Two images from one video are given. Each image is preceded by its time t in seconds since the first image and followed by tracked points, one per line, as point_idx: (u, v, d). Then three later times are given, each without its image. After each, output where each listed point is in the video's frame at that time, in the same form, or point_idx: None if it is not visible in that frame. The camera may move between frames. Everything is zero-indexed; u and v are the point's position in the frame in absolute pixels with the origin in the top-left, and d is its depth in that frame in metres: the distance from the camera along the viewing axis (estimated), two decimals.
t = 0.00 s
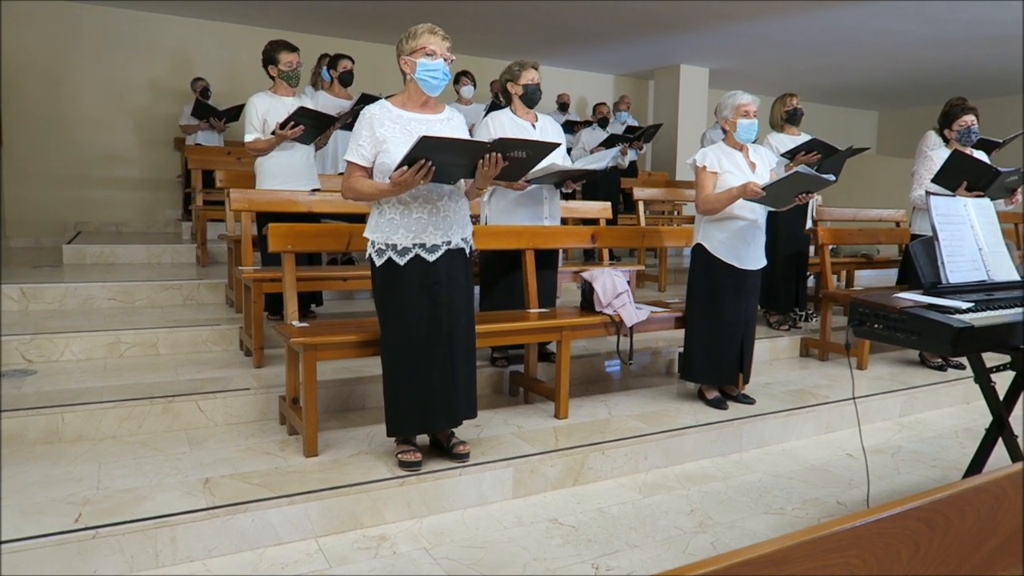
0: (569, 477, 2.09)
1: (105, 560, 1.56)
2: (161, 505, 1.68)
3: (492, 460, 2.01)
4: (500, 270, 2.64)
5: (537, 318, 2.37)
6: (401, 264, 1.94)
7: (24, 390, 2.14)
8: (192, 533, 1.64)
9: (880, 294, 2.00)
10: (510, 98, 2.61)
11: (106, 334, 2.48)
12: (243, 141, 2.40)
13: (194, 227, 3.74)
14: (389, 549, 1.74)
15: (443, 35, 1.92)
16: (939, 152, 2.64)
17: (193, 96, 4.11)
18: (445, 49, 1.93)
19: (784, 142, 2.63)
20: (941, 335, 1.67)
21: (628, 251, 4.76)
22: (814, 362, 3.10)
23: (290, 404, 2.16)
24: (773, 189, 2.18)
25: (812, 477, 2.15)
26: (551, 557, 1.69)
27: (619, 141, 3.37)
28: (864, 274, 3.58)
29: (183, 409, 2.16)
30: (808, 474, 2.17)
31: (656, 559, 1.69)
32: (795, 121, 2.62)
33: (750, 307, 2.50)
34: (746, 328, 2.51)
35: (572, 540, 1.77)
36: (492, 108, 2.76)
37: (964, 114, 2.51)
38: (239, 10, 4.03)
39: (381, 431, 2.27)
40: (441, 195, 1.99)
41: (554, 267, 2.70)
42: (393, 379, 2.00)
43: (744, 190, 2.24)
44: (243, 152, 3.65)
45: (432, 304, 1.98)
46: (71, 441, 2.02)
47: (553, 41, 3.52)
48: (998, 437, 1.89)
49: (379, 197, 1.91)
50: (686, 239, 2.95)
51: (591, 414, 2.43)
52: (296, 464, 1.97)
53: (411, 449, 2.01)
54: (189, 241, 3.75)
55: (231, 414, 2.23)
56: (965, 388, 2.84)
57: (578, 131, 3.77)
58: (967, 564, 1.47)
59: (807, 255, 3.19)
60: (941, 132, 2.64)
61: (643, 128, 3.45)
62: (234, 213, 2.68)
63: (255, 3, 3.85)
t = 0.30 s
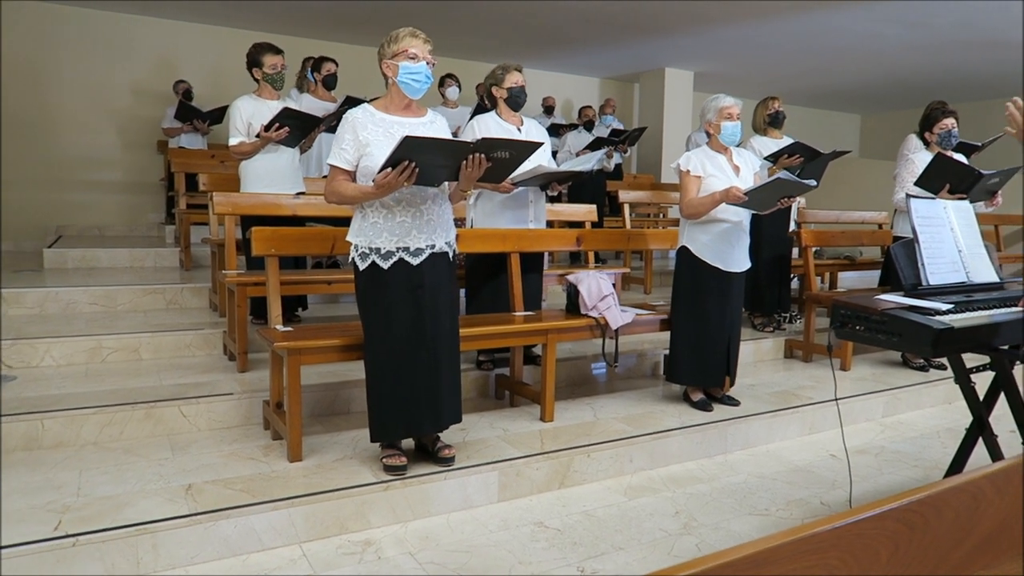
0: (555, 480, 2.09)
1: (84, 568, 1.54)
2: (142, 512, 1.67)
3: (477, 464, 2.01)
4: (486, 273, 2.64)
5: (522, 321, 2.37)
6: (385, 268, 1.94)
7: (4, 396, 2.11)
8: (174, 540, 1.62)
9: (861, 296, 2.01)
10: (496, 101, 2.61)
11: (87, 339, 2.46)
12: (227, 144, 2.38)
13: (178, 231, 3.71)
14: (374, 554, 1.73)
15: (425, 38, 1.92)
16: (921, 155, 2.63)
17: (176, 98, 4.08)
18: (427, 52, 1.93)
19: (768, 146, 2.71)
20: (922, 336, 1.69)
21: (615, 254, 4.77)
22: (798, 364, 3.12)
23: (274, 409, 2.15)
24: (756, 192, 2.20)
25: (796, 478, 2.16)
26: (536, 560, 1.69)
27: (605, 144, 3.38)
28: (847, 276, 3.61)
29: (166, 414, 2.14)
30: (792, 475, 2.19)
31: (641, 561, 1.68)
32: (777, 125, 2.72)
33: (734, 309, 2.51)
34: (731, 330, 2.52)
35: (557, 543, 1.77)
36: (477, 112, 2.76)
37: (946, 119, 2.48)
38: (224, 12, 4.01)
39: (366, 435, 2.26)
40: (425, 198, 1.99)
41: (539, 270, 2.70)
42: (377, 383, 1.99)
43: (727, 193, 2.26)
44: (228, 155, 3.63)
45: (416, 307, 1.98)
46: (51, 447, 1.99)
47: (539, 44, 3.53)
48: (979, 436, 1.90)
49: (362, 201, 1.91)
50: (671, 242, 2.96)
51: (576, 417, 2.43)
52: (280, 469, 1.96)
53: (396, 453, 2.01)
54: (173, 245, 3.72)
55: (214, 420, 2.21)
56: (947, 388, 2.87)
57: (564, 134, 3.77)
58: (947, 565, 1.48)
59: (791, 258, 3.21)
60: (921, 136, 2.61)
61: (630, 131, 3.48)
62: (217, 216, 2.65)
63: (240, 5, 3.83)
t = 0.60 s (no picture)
0: (532, 483, 2.09)
1: None
2: (113, 519, 1.64)
3: (454, 468, 2.00)
4: (463, 276, 2.64)
5: (500, 324, 2.37)
6: (359, 271, 1.93)
7: None
8: (146, 547, 1.60)
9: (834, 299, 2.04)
10: (473, 105, 2.62)
11: (58, 344, 2.41)
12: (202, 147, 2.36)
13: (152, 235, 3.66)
14: (350, 560, 1.72)
15: (398, 42, 1.92)
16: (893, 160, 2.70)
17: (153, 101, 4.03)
18: (401, 56, 1.93)
19: (742, 150, 2.71)
20: (892, 338, 1.71)
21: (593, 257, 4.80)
22: (774, 365, 3.15)
23: (249, 414, 2.13)
24: (732, 196, 2.22)
25: (771, 478, 2.19)
26: (513, 563, 1.68)
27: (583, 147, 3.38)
28: (822, 278, 3.66)
29: (139, 421, 2.11)
30: (768, 475, 2.21)
31: (618, 562, 1.69)
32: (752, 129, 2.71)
33: (710, 311, 2.54)
34: (706, 332, 2.55)
35: (535, 546, 1.77)
36: (454, 115, 2.76)
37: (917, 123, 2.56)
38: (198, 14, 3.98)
39: (342, 440, 2.24)
40: (400, 202, 1.99)
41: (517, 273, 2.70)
42: (352, 387, 1.98)
43: (703, 197, 2.28)
44: (203, 158, 3.59)
45: (391, 311, 1.98)
46: (20, 455, 1.96)
47: (517, 48, 3.54)
48: (948, 436, 1.93)
49: (338, 204, 1.90)
50: (649, 245, 2.98)
51: (554, 420, 2.44)
52: (255, 474, 1.94)
53: (373, 458, 2.00)
54: (147, 249, 3.67)
55: (188, 425, 2.18)
56: (919, 388, 2.91)
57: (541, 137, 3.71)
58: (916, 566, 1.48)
59: (767, 260, 3.25)
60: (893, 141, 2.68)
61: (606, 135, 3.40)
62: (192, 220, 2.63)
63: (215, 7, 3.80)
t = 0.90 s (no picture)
0: (514, 484, 2.09)
1: None
2: (89, 526, 1.62)
3: (435, 470, 2.00)
4: (444, 278, 2.64)
5: (481, 325, 2.37)
6: (338, 272, 1.92)
7: None
8: (122, 554, 1.58)
9: (811, 299, 2.06)
10: (454, 106, 2.62)
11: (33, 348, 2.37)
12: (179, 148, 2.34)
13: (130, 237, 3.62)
14: (330, 563, 1.71)
15: (377, 44, 1.92)
16: (870, 162, 2.77)
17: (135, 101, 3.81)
18: (379, 57, 1.93)
19: (721, 152, 2.75)
20: (867, 337, 1.73)
21: (575, 258, 4.81)
22: (754, 365, 3.18)
23: (228, 418, 2.11)
24: (711, 198, 2.24)
25: (751, 478, 2.20)
26: (494, 565, 1.68)
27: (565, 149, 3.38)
28: (801, 279, 3.69)
29: (115, 425, 2.08)
30: (747, 475, 2.22)
31: (599, 562, 1.68)
32: (730, 131, 2.74)
33: (689, 312, 2.55)
34: (686, 332, 2.56)
35: (516, 547, 1.77)
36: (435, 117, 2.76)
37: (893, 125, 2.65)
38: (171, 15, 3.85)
39: (322, 443, 2.23)
40: (379, 203, 1.98)
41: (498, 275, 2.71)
42: (332, 389, 1.97)
43: (683, 199, 2.29)
44: (182, 159, 3.57)
45: (370, 312, 1.97)
46: None
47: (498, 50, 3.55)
48: (924, 435, 1.95)
49: (316, 206, 1.89)
50: (629, 246, 3.00)
51: (535, 421, 2.45)
52: (234, 479, 1.93)
53: (353, 460, 1.99)
54: (125, 252, 3.63)
55: (166, 430, 2.16)
56: (896, 388, 2.95)
57: (524, 139, 3.69)
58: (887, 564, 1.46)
59: (746, 261, 3.28)
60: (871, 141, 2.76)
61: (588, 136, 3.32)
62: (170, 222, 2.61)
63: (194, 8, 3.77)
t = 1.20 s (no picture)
0: (494, 485, 2.09)
1: None
2: (61, 531, 1.59)
3: (415, 471, 1.99)
4: (424, 278, 2.63)
5: (461, 325, 2.37)
6: (317, 272, 1.91)
7: None
8: (96, 559, 1.55)
9: (788, 299, 2.08)
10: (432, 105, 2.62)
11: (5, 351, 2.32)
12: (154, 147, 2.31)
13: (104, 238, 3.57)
14: (309, 566, 1.69)
15: (355, 42, 1.91)
16: (846, 162, 2.72)
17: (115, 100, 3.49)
18: (358, 55, 1.92)
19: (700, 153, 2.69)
20: (843, 336, 1.75)
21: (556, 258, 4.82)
22: (733, 364, 3.21)
23: (205, 420, 2.09)
24: (690, 198, 2.25)
25: (730, 476, 2.22)
26: (475, 566, 1.66)
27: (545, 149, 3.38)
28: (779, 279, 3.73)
29: (88, 428, 2.05)
30: (726, 473, 2.24)
31: (578, 562, 1.68)
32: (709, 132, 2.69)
33: (669, 311, 2.57)
34: (666, 332, 2.58)
35: (496, 548, 1.76)
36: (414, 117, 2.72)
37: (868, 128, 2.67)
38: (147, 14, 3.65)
39: (301, 445, 2.21)
40: (358, 202, 1.97)
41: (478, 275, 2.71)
42: (311, 389, 1.96)
43: (663, 199, 2.30)
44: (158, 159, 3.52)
45: (349, 312, 1.96)
46: None
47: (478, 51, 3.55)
48: (898, 432, 1.98)
49: (293, 205, 1.88)
50: (609, 246, 3.01)
51: (516, 421, 2.45)
52: (210, 481, 1.90)
53: (332, 462, 1.98)
54: (99, 253, 3.57)
55: (141, 433, 2.13)
56: (872, 386, 2.99)
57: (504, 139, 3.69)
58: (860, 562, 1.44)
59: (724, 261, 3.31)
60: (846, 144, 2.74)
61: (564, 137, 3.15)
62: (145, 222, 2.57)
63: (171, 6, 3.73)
